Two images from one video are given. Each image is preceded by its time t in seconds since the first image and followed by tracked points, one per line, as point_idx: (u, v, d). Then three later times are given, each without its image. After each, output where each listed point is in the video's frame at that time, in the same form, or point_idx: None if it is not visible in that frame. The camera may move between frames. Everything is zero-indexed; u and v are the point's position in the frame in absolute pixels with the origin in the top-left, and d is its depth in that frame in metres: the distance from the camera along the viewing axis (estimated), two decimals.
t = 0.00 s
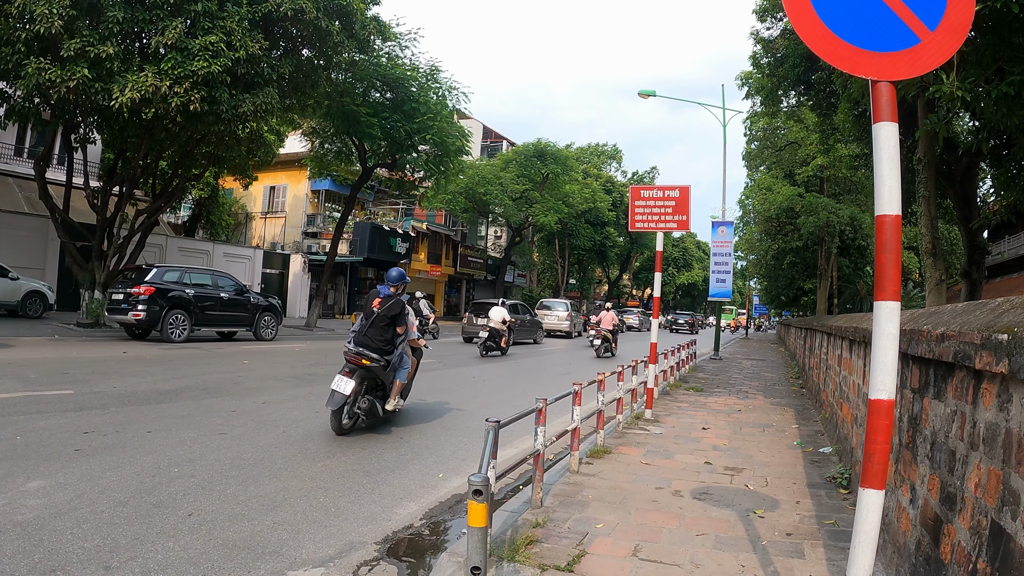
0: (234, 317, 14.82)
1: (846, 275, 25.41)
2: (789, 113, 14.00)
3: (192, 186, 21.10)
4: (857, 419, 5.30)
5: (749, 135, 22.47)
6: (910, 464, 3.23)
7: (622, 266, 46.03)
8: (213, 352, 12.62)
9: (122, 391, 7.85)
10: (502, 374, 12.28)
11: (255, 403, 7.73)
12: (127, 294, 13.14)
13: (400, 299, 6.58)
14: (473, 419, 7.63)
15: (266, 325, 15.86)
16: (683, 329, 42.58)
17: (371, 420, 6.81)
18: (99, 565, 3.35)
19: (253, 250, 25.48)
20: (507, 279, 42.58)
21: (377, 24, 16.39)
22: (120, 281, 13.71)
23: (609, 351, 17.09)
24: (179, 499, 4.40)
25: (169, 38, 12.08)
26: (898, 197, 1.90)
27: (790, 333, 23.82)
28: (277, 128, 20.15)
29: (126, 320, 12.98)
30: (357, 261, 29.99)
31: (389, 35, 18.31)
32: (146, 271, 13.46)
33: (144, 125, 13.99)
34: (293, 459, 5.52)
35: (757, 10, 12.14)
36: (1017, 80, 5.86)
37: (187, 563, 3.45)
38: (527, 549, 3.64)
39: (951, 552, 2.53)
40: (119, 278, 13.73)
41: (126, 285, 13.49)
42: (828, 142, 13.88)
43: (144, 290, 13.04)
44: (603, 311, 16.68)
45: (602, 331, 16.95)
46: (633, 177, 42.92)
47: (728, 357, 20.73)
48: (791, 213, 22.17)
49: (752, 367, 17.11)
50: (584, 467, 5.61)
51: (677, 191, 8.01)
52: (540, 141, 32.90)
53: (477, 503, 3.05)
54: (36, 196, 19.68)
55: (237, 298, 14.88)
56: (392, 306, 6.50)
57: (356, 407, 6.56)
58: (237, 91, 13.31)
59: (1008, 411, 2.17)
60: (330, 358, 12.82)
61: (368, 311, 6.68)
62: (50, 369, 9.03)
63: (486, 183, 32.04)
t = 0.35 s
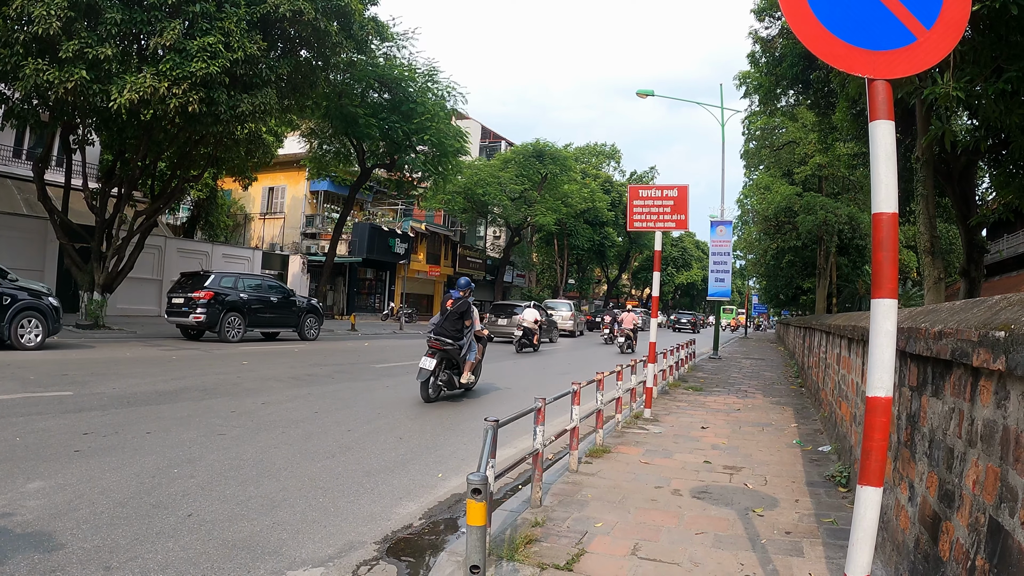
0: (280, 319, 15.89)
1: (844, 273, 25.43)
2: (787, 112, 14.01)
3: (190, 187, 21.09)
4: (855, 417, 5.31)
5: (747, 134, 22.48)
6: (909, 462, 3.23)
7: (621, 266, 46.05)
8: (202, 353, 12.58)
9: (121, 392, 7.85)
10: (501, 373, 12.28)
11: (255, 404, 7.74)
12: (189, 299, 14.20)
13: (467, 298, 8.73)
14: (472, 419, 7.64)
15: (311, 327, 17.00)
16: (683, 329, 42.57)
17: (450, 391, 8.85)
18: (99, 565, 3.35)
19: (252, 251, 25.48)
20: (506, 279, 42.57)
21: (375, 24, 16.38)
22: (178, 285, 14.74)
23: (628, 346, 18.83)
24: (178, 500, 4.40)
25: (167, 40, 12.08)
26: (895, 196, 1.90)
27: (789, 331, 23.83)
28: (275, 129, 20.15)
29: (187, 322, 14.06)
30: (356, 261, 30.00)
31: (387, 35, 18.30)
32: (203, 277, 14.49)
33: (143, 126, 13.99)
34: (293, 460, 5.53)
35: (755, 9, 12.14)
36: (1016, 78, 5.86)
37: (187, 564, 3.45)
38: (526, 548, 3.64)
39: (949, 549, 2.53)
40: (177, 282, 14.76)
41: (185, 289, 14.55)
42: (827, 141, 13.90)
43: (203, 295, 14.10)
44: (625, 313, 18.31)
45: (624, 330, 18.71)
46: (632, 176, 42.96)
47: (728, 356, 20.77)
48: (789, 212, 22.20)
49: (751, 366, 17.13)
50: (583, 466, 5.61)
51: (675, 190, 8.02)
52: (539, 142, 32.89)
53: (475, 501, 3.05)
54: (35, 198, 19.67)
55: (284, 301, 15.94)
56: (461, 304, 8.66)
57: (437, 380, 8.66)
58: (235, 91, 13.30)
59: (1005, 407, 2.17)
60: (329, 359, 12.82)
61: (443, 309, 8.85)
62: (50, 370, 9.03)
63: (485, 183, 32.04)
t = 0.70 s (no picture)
0: (321, 321, 16.95)
1: (843, 273, 25.43)
2: (785, 112, 14.01)
3: (189, 188, 21.05)
4: (854, 417, 5.30)
5: (745, 134, 22.48)
6: (907, 461, 3.23)
7: (620, 266, 46.05)
8: (239, 351, 13.24)
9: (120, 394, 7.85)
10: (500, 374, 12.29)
11: (254, 405, 7.74)
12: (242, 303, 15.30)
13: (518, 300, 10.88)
14: (471, 420, 7.64)
15: (348, 327, 18.05)
16: (681, 329, 42.57)
17: (507, 374, 10.95)
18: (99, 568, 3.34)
19: (250, 253, 25.46)
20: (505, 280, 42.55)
21: (373, 24, 16.35)
22: (229, 289, 15.84)
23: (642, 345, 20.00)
24: (177, 502, 4.38)
25: (164, 41, 12.08)
26: (892, 195, 1.90)
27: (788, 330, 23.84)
28: (274, 130, 20.13)
29: (239, 324, 15.21)
30: (355, 262, 29.98)
31: (385, 36, 18.27)
32: (253, 282, 15.56)
33: (141, 127, 13.99)
34: (292, 461, 5.52)
35: (753, 9, 12.13)
36: (1014, 79, 5.86)
37: (186, 565, 3.45)
38: (525, 548, 3.63)
39: (948, 548, 2.53)
40: (229, 286, 15.87)
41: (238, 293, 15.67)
42: (825, 140, 13.90)
43: (254, 299, 15.20)
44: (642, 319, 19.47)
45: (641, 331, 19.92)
46: (631, 176, 42.97)
47: (727, 356, 20.77)
48: (787, 212, 22.21)
49: (750, 366, 17.15)
50: (582, 466, 5.61)
51: (673, 190, 8.01)
52: (537, 142, 32.88)
53: (473, 502, 3.05)
54: (33, 200, 19.62)
55: (325, 304, 17.00)
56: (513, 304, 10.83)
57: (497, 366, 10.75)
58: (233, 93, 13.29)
59: (1004, 407, 2.17)
60: (328, 360, 12.82)
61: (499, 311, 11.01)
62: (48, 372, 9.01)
63: (483, 184, 32.01)
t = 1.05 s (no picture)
0: (356, 321, 18.12)
1: (843, 273, 25.43)
2: (784, 111, 14.01)
3: (188, 189, 21.03)
4: (854, 416, 5.31)
5: (744, 134, 22.47)
6: (907, 461, 3.24)
7: (619, 266, 46.06)
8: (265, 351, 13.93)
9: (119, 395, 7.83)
10: (499, 374, 12.29)
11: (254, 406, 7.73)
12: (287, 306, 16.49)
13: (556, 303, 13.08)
14: (471, 421, 7.64)
15: (381, 328, 19.21)
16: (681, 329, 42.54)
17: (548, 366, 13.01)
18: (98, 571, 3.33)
19: (249, 253, 25.45)
20: (504, 280, 42.54)
21: (371, 25, 16.34)
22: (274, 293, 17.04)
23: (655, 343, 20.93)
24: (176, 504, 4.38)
25: (163, 42, 12.07)
26: (892, 196, 1.90)
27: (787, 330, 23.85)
28: (272, 131, 20.14)
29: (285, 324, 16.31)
30: (354, 263, 29.98)
31: (383, 36, 18.26)
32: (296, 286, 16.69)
33: (140, 129, 13.97)
34: (292, 462, 5.52)
35: (752, 9, 12.13)
36: (1013, 80, 5.85)
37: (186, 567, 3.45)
38: (524, 549, 3.63)
39: (949, 549, 2.53)
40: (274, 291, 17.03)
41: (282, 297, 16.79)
42: (823, 140, 13.91)
43: (299, 302, 16.29)
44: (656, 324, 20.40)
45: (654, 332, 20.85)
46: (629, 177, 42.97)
47: (727, 356, 20.78)
48: (787, 211, 22.22)
49: (750, 366, 17.15)
50: (582, 467, 5.60)
51: (673, 190, 8.01)
52: (535, 142, 32.89)
53: (473, 504, 3.04)
54: (32, 201, 19.59)
55: (361, 306, 18.16)
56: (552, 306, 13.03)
57: (542, 358, 12.86)
58: (233, 94, 13.28)
59: (1004, 407, 2.17)
60: (327, 360, 12.83)
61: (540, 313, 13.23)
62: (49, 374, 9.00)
63: (482, 184, 31.99)
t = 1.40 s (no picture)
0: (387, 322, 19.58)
1: (842, 272, 25.43)
2: (783, 111, 14.02)
3: (187, 190, 21.01)
4: (855, 416, 5.31)
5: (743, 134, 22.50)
6: (908, 462, 3.24)
7: (619, 267, 46.08)
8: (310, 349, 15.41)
9: (119, 396, 7.82)
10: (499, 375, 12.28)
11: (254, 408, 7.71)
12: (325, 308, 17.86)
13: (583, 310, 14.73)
14: (471, 421, 7.64)
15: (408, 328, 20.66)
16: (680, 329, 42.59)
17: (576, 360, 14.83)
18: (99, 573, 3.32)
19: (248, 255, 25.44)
20: (504, 281, 42.48)
21: (371, 26, 16.34)
22: (311, 296, 18.43)
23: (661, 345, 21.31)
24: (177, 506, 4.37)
25: (162, 44, 12.07)
26: (895, 195, 1.89)
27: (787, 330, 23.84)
28: (272, 132, 20.13)
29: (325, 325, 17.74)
30: (354, 264, 29.98)
31: (382, 37, 18.28)
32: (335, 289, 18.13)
33: (139, 129, 13.99)
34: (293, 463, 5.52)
35: (751, 9, 12.13)
36: (1014, 80, 5.86)
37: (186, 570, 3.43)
38: (525, 551, 3.62)
39: (950, 549, 2.53)
40: (312, 294, 18.41)
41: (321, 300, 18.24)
42: (823, 140, 13.92)
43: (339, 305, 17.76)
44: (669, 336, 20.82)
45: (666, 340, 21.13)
46: (629, 177, 43.04)
47: (726, 356, 20.77)
48: (786, 212, 22.25)
49: (750, 366, 17.14)
50: (582, 468, 5.59)
51: (673, 190, 8.01)
52: (535, 143, 32.90)
53: (474, 506, 3.04)
54: (31, 203, 19.60)
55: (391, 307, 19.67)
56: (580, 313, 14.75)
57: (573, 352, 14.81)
58: (232, 95, 13.26)
59: (1006, 407, 2.16)
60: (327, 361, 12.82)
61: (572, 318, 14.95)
62: (48, 375, 8.99)
63: (482, 185, 32.00)
